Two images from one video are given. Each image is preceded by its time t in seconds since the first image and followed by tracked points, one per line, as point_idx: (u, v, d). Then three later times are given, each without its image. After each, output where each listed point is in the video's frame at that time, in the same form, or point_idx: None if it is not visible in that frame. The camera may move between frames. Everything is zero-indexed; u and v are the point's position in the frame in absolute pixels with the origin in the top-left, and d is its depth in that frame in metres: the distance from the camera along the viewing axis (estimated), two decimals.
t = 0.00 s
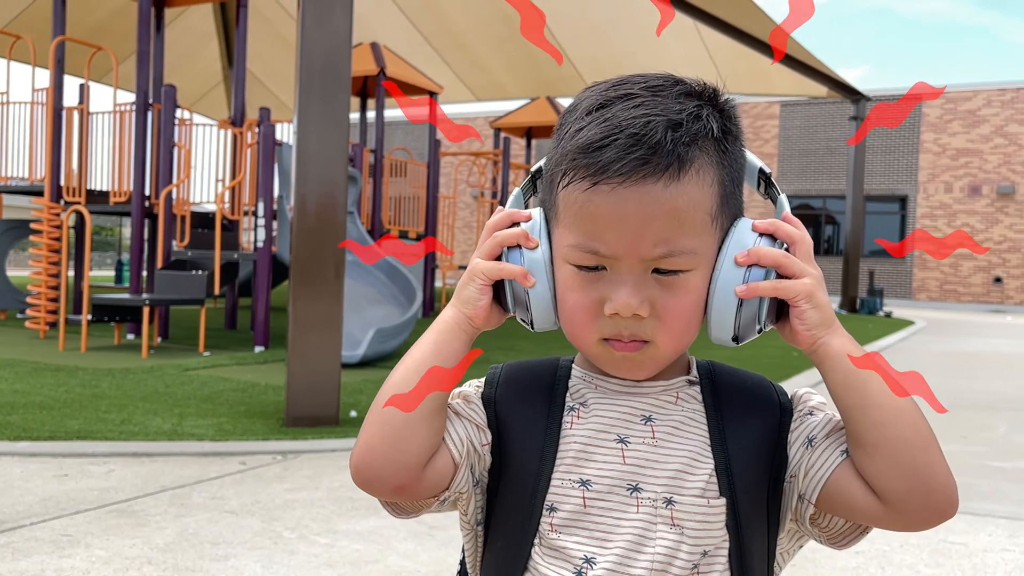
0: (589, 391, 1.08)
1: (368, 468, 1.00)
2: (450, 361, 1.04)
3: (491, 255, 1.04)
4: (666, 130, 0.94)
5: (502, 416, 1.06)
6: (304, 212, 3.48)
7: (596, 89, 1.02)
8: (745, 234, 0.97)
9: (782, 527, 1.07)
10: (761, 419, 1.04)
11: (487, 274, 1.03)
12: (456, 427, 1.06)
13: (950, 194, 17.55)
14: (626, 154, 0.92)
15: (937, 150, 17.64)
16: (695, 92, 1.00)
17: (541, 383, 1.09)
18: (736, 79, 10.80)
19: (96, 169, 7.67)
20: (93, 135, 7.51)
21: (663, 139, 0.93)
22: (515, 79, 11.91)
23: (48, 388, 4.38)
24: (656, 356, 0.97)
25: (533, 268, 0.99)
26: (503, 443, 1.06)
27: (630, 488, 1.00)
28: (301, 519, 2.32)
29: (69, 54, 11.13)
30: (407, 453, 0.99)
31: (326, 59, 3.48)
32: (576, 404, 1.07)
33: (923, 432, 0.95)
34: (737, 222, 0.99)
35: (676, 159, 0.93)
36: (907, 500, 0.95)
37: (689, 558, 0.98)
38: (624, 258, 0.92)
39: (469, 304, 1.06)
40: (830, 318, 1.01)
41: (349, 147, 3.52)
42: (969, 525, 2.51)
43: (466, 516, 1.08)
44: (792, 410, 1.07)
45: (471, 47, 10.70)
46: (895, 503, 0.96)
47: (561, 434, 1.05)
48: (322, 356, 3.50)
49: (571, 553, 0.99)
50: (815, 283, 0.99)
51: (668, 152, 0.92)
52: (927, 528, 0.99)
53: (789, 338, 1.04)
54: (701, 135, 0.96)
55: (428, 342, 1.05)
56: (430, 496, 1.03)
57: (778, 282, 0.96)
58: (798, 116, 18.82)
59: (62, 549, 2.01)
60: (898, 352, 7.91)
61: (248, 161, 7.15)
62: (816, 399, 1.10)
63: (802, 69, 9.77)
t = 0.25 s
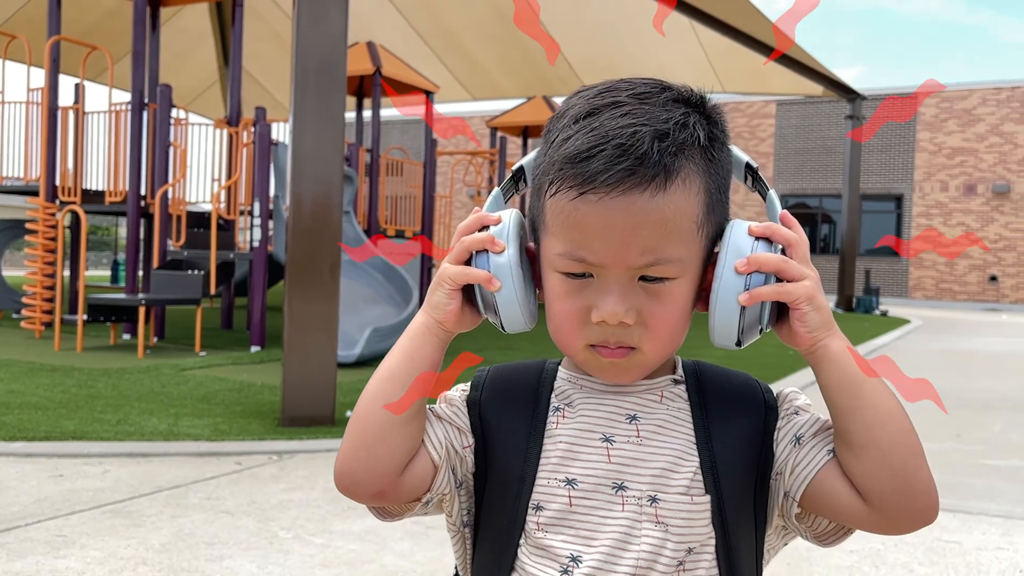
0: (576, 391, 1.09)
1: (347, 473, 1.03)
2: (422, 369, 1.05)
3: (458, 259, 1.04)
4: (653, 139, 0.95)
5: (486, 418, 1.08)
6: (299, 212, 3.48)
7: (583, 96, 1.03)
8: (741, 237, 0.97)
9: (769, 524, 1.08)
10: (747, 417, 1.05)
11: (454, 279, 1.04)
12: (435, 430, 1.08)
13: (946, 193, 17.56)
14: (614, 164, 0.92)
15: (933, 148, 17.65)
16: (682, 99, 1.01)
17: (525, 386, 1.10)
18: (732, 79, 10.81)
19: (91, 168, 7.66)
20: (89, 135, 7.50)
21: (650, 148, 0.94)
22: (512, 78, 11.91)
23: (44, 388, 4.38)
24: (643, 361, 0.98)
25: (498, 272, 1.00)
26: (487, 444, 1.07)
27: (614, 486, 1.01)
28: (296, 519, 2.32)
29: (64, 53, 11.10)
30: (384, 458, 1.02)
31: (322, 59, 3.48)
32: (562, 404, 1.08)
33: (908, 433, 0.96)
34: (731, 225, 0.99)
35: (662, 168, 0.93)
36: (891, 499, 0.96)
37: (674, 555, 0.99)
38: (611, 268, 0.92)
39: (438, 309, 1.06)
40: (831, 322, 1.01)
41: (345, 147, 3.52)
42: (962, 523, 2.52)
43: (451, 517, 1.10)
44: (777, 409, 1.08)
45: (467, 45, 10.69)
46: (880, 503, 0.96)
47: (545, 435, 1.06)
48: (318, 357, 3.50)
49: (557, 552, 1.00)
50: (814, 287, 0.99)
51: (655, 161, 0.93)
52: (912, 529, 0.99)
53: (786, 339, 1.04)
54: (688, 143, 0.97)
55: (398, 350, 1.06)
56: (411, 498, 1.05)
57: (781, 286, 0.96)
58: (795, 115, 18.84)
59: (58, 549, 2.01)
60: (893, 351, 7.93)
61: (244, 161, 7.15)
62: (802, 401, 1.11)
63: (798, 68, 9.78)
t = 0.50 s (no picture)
0: (568, 388, 1.09)
1: (341, 474, 1.03)
2: (411, 371, 1.04)
3: (445, 262, 1.04)
4: (636, 142, 0.95)
5: (482, 416, 1.08)
6: (296, 210, 3.48)
7: (568, 98, 1.03)
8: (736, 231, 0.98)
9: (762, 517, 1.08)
10: (738, 410, 1.05)
11: (441, 281, 1.04)
12: (428, 430, 1.07)
13: (942, 190, 17.57)
14: (598, 168, 0.92)
15: (929, 147, 17.51)
16: (665, 97, 1.01)
17: (518, 385, 1.10)
18: (728, 77, 10.81)
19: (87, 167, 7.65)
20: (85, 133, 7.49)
21: (632, 150, 0.94)
22: (509, 76, 11.90)
23: (41, 387, 4.38)
24: (633, 361, 0.98)
25: (485, 274, 1.00)
26: (482, 441, 1.07)
27: (607, 481, 1.01)
28: (292, 517, 2.32)
29: (59, 52, 11.07)
30: (377, 458, 1.02)
31: (317, 56, 3.48)
32: (554, 402, 1.09)
33: (902, 424, 0.96)
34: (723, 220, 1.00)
35: (646, 171, 0.93)
36: (884, 494, 0.96)
37: (666, 549, 0.99)
38: (598, 270, 0.92)
39: (426, 311, 1.05)
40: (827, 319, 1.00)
41: (341, 144, 3.51)
42: (958, 520, 2.53)
43: (446, 516, 1.10)
44: (770, 402, 1.07)
45: (463, 44, 10.67)
46: (872, 497, 0.96)
47: (539, 432, 1.06)
48: (316, 354, 3.50)
49: (551, 548, 1.00)
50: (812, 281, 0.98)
51: (638, 163, 0.93)
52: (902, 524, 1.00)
53: (785, 333, 1.03)
54: (671, 144, 0.97)
55: (388, 353, 1.06)
56: (405, 499, 1.06)
57: (777, 284, 0.96)
58: (792, 113, 18.84)
59: (54, 548, 2.01)
60: (890, 348, 7.94)
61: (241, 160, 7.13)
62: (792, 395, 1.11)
63: (795, 66, 9.78)
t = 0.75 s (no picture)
0: (568, 385, 1.09)
1: (338, 464, 1.05)
2: (405, 365, 1.06)
3: (435, 260, 1.03)
4: (627, 151, 0.95)
5: (480, 412, 1.08)
6: (294, 208, 3.47)
7: (560, 101, 1.03)
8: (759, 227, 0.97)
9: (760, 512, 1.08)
10: (736, 404, 1.05)
11: (431, 280, 1.03)
12: (422, 422, 1.09)
13: (941, 187, 17.58)
14: (590, 178, 0.93)
15: (929, 143, 17.76)
16: (658, 99, 1.01)
17: (517, 382, 1.10)
18: (727, 75, 10.85)
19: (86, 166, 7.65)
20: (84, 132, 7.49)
21: (624, 159, 0.94)
22: (508, 75, 11.92)
23: (40, 386, 4.38)
24: (630, 364, 0.99)
25: (474, 273, 0.99)
26: (480, 437, 1.07)
27: (605, 477, 1.02)
28: (292, 515, 2.32)
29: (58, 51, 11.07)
30: (372, 449, 1.04)
31: (315, 55, 3.47)
32: (554, 398, 1.09)
33: (910, 425, 0.97)
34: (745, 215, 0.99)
35: (638, 180, 0.93)
36: (884, 493, 0.97)
37: (662, 544, 1.00)
38: (593, 276, 0.93)
39: (419, 307, 1.06)
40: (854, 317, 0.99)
41: (339, 143, 3.51)
42: (957, 517, 2.53)
43: (444, 507, 1.11)
44: (769, 397, 1.08)
45: (463, 42, 10.69)
46: (872, 495, 0.97)
47: (537, 428, 1.07)
48: (316, 353, 3.50)
49: (549, 541, 1.01)
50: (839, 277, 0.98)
51: (630, 173, 0.93)
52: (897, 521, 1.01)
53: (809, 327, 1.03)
54: (665, 149, 0.97)
55: (382, 346, 1.07)
56: (399, 488, 1.07)
57: (805, 279, 0.96)
58: (791, 111, 18.86)
59: (54, 547, 2.02)
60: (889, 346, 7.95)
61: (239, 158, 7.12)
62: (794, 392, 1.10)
63: (794, 64, 9.81)
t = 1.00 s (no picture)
0: (566, 383, 1.09)
1: (339, 457, 1.06)
2: (400, 360, 1.06)
3: (426, 257, 1.03)
4: (624, 166, 0.94)
5: (479, 409, 1.08)
6: (295, 207, 3.47)
7: (558, 108, 1.02)
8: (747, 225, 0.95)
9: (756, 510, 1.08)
10: (729, 402, 1.04)
11: (421, 277, 1.03)
12: (421, 417, 1.09)
13: (942, 184, 17.57)
14: (587, 193, 0.93)
15: (929, 140, 17.78)
16: (656, 107, 1.01)
17: (516, 379, 1.11)
18: (727, 73, 10.84)
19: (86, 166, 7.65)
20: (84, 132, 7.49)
21: (620, 175, 0.94)
22: (508, 73, 11.91)
23: (41, 386, 4.38)
24: (627, 369, 0.99)
25: (462, 271, 0.99)
26: (478, 434, 1.08)
27: (600, 475, 1.02)
28: (293, 515, 2.32)
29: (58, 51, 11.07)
30: (371, 443, 1.05)
31: (315, 55, 3.47)
32: (551, 396, 1.09)
33: (906, 424, 0.97)
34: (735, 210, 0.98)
35: (635, 195, 0.93)
36: (876, 492, 0.97)
37: (655, 540, 1.00)
38: (591, 288, 0.94)
39: (411, 304, 1.06)
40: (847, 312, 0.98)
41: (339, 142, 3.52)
42: (957, 514, 2.53)
43: (442, 503, 1.11)
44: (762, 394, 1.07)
45: (463, 41, 10.68)
46: (864, 494, 0.97)
47: (533, 424, 1.07)
48: (316, 353, 3.51)
49: (544, 537, 1.02)
50: (830, 273, 0.97)
51: (627, 189, 0.93)
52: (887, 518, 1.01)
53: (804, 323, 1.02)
54: (662, 161, 0.96)
55: (378, 342, 1.08)
56: (399, 483, 1.08)
57: (795, 278, 0.94)
58: (791, 108, 18.85)
59: (55, 547, 2.02)
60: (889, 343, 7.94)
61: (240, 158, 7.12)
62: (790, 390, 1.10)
63: (794, 62, 9.80)
